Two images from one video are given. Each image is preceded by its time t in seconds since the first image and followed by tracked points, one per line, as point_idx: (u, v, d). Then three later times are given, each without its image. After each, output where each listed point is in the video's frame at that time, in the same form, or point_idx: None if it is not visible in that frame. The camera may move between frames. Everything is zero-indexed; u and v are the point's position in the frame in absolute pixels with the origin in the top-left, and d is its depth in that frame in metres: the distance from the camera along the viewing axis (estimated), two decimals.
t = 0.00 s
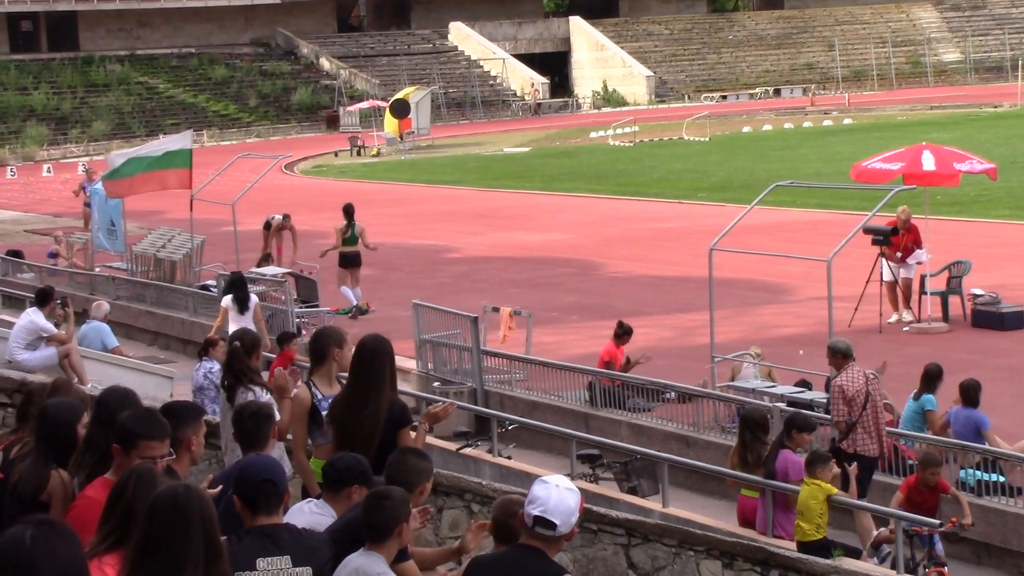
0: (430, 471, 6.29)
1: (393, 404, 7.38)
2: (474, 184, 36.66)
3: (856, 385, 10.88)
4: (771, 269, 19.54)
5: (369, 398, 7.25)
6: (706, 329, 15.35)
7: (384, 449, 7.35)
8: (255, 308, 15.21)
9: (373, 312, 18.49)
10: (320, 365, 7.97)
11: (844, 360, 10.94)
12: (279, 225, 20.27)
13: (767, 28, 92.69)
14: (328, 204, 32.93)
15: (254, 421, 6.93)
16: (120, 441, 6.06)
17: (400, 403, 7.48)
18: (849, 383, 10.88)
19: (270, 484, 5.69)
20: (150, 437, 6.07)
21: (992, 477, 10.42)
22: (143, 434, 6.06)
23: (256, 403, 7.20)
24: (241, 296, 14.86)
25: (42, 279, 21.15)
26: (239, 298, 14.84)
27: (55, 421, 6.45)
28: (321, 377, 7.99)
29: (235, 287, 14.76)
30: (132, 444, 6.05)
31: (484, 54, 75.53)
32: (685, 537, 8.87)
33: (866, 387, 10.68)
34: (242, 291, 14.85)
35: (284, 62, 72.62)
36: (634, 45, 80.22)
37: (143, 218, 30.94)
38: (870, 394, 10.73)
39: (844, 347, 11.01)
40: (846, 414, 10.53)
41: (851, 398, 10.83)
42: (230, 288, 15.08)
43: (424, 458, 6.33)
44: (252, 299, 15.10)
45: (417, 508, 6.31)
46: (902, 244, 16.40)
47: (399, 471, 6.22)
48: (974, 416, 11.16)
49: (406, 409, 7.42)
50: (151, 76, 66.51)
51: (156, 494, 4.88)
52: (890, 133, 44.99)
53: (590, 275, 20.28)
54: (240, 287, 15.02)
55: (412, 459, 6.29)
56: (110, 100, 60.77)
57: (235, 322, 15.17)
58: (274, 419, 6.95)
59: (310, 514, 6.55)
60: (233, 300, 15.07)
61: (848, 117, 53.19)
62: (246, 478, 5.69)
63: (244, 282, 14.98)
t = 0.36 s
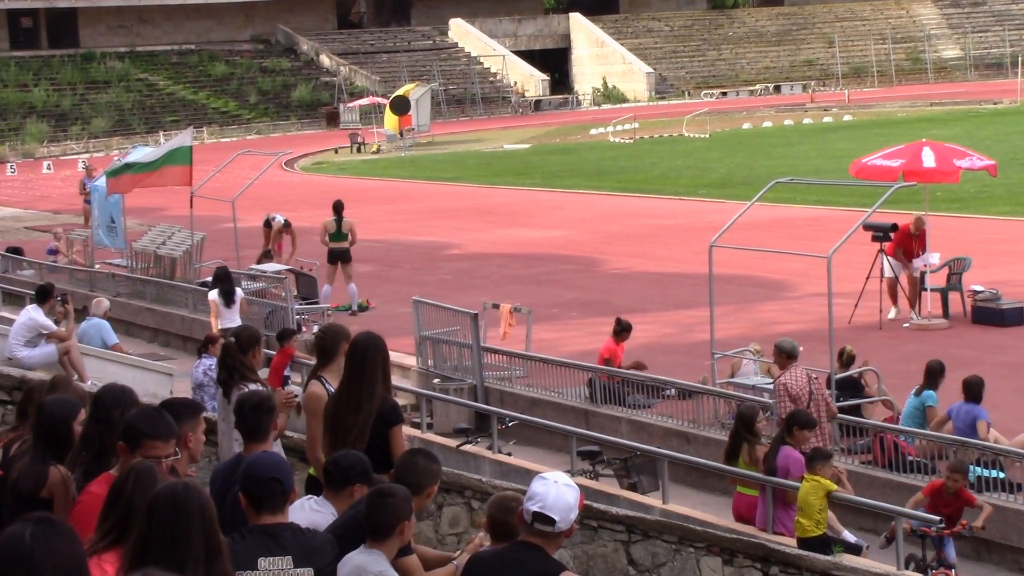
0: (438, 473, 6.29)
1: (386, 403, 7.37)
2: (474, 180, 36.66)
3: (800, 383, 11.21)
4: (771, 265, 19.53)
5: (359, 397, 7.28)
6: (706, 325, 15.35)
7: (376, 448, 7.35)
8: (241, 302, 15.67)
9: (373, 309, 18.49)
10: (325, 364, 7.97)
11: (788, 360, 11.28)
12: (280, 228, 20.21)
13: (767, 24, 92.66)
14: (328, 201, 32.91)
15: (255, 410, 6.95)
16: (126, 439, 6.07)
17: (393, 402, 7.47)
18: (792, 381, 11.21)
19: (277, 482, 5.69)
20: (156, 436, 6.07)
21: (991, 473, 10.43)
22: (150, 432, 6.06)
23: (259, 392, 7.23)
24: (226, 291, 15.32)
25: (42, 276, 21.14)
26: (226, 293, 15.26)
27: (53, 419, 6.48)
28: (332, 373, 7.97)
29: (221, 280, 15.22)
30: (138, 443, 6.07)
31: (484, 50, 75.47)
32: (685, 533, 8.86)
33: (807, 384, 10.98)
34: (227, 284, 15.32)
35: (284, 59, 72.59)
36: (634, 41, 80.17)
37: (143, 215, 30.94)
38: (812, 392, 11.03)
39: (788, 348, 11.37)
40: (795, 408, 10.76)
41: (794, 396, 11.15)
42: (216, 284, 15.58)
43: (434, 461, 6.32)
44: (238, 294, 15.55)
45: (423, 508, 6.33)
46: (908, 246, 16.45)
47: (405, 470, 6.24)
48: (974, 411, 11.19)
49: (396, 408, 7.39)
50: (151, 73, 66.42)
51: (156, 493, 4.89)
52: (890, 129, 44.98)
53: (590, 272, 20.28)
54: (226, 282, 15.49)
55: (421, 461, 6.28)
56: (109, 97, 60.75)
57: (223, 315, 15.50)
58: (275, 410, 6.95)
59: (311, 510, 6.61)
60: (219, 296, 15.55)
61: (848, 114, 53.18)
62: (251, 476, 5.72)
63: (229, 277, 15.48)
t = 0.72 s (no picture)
0: (446, 469, 6.29)
1: (399, 400, 7.31)
2: (477, 175, 36.65)
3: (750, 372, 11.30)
4: (774, 260, 19.52)
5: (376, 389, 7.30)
6: (709, 320, 15.35)
7: (389, 444, 7.30)
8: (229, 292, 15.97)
9: (377, 303, 18.49)
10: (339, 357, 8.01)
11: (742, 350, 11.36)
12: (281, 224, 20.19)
13: (771, 18, 92.69)
14: (331, 196, 32.93)
15: (274, 402, 7.05)
16: (118, 433, 6.06)
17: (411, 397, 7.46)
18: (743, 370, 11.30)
19: (281, 478, 5.70)
20: (147, 430, 6.07)
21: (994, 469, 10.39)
22: (140, 426, 6.06)
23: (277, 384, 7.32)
24: (216, 278, 15.65)
25: (45, 271, 21.16)
26: (214, 280, 15.59)
27: (54, 415, 6.50)
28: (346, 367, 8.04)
29: (210, 268, 15.58)
30: (130, 436, 6.06)
31: (487, 44, 75.59)
32: (688, 528, 8.87)
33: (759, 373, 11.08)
34: (217, 273, 15.68)
35: (288, 53, 72.60)
36: (637, 36, 80.10)
37: (147, 210, 30.97)
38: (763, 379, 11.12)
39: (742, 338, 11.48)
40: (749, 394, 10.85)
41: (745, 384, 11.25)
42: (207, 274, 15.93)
43: (442, 457, 6.33)
44: (227, 284, 15.87)
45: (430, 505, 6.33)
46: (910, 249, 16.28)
47: (415, 466, 6.25)
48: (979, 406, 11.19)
49: (408, 405, 7.27)
50: (154, 67, 66.47)
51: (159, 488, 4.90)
52: (894, 124, 44.99)
53: (593, 266, 20.28)
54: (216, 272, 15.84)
55: (430, 456, 6.30)
56: (113, 91, 60.79)
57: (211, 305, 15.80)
58: (292, 402, 7.04)
59: (315, 505, 6.63)
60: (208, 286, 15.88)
61: (852, 108, 53.20)
62: (256, 471, 5.74)
63: (219, 268, 15.86)
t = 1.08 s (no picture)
0: (450, 458, 6.34)
1: (430, 392, 7.31)
2: (484, 165, 36.63)
3: (699, 357, 11.22)
4: (781, 250, 19.51)
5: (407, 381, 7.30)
6: (716, 310, 15.34)
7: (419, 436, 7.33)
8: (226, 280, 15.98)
9: (385, 294, 18.51)
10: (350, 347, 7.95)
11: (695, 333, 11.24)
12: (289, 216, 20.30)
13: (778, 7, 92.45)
14: (338, 186, 32.92)
15: (280, 388, 7.06)
16: (130, 419, 6.06)
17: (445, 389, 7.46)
18: (692, 355, 11.21)
19: (290, 467, 5.67)
20: (159, 412, 6.09)
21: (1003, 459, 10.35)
22: (152, 410, 6.08)
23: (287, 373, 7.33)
24: (214, 267, 15.65)
25: (53, 261, 21.18)
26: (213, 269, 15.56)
27: (63, 401, 6.48)
28: (350, 356, 7.98)
29: (209, 256, 15.57)
30: (143, 421, 6.07)
31: (494, 35, 75.51)
32: (695, 518, 8.86)
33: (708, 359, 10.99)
34: (215, 261, 15.65)
35: (294, 43, 72.52)
36: (644, 26, 79.97)
37: (154, 200, 30.98)
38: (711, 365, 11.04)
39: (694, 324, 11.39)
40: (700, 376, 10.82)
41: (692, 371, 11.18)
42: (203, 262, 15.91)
43: (447, 446, 6.39)
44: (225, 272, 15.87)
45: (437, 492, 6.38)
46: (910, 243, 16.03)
47: (419, 454, 6.28)
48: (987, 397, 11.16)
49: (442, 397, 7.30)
50: (161, 57, 66.43)
51: (166, 476, 4.90)
52: (901, 114, 44.91)
53: (601, 256, 20.28)
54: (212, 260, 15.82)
55: (435, 444, 6.35)
56: (120, 82, 60.77)
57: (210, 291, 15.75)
58: (298, 391, 7.04)
59: (320, 495, 6.66)
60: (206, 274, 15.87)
61: (859, 98, 53.07)
62: (263, 459, 5.72)
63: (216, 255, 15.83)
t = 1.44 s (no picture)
0: (447, 445, 6.46)
1: (452, 388, 7.45)
2: (488, 158, 36.60)
3: (659, 352, 11.50)
4: (785, 243, 19.50)
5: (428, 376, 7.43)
6: (720, 303, 15.33)
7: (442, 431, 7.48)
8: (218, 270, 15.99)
9: (389, 286, 18.50)
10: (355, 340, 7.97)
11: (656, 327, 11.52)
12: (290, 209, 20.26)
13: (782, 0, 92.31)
14: (342, 178, 32.90)
15: (286, 380, 7.08)
16: (157, 418, 6.10)
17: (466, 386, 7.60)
18: (654, 350, 11.50)
19: (296, 459, 5.70)
20: (187, 416, 6.11)
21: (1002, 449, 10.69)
22: (180, 412, 6.10)
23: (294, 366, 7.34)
24: (204, 258, 15.67)
25: (57, 253, 21.17)
26: (203, 260, 15.56)
27: (71, 394, 6.49)
28: (352, 351, 8.01)
29: (200, 248, 15.59)
30: (167, 423, 6.11)
31: (498, 27, 75.43)
32: (699, 510, 8.87)
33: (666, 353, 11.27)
34: (206, 252, 15.68)
35: (298, 36, 72.44)
36: (648, 19, 79.84)
37: (158, 192, 31.00)
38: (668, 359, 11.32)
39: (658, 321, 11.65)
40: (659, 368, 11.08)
41: (650, 365, 11.46)
42: (195, 252, 15.94)
43: (444, 434, 6.49)
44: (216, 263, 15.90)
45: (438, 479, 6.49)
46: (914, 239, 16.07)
47: (417, 445, 6.40)
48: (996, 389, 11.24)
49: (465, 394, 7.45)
50: (165, 49, 66.38)
51: (170, 469, 4.90)
52: (905, 106, 44.86)
53: (604, 249, 20.27)
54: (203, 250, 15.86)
55: (430, 433, 6.46)
56: (123, 73, 60.72)
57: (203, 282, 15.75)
58: (304, 382, 7.06)
59: (325, 486, 6.68)
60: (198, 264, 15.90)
61: (863, 91, 53.01)
62: (270, 451, 5.74)
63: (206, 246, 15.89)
